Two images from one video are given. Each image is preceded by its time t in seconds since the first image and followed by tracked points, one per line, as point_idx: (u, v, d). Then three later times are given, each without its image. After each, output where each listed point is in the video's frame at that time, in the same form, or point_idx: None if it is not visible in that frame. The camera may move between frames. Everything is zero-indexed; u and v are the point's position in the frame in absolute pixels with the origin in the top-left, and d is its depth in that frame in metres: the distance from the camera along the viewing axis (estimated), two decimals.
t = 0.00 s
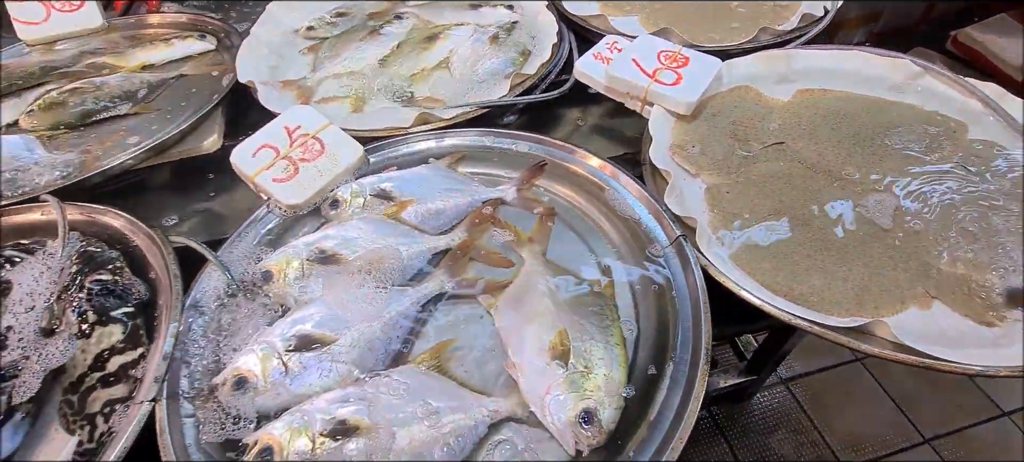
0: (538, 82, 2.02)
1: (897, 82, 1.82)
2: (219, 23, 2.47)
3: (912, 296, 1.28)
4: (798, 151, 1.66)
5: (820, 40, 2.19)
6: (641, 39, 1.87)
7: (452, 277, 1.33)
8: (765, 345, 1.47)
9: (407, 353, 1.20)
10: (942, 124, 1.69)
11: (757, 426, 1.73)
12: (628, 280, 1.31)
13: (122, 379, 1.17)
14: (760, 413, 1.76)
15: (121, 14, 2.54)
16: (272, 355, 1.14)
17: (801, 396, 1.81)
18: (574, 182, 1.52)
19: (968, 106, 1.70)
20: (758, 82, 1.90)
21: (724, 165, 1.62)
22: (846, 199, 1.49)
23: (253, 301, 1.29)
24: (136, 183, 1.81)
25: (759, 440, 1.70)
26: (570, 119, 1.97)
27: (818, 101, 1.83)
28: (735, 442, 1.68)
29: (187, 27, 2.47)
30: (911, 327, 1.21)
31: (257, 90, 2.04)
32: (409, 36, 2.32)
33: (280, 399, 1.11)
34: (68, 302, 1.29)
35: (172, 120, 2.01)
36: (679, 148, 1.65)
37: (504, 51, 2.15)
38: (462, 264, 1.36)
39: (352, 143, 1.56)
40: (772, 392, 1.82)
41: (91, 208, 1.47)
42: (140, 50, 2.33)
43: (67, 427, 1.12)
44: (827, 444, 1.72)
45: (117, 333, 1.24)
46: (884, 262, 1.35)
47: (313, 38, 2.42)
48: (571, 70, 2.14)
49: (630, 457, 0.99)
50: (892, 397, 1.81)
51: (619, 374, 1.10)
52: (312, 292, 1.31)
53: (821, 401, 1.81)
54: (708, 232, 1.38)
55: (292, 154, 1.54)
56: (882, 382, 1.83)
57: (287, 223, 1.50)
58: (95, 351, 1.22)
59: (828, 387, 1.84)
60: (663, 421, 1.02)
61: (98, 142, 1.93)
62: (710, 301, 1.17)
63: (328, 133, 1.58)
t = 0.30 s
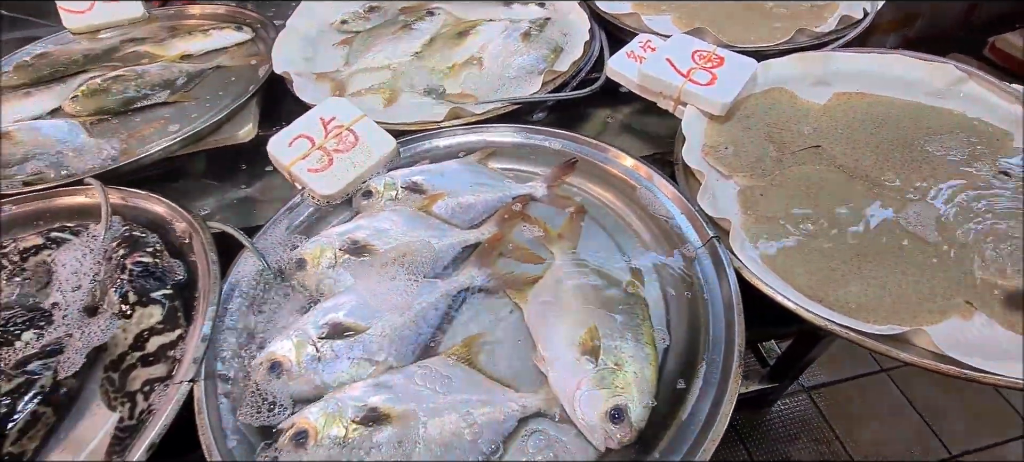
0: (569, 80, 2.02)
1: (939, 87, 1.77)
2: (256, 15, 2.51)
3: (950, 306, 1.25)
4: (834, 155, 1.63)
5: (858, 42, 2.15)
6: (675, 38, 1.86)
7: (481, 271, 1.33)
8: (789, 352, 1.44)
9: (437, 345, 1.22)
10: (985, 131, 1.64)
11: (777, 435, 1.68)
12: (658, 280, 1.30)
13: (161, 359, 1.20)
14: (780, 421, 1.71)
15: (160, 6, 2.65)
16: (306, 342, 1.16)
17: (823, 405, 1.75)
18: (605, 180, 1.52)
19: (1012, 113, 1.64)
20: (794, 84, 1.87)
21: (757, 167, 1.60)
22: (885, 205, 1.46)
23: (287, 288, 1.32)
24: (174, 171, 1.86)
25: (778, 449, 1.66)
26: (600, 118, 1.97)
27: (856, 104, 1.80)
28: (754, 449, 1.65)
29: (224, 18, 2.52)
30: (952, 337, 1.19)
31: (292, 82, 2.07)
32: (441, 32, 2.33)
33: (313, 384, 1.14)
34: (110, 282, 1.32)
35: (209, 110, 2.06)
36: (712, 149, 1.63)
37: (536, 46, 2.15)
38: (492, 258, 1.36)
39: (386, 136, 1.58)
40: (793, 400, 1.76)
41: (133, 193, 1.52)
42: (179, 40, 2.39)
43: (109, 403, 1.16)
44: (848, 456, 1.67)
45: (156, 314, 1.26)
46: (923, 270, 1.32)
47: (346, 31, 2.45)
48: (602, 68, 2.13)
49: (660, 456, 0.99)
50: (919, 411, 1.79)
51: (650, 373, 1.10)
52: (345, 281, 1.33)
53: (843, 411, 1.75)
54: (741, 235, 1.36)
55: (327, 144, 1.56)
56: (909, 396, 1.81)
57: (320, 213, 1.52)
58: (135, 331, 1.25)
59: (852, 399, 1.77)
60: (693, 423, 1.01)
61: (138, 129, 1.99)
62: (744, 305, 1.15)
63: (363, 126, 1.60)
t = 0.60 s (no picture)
0: (599, 78, 2.00)
1: (983, 93, 1.73)
2: (289, 8, 2.53)
3: (991, 319, 1.22)
4: (872, 161, 1.60)
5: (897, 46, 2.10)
6: (709, 38, 1.84)
7: (509, 267, 1.33)
8: (812, 361, 1.42)
9: (464, 339, 1.22)
10: None
11: (796, 444, 1.66)
12: (687, 282, 1.28)
13: (194, 344, 1.22)
14: (800, 430, 1.68)
15: None
16: (337, 332, 1.17)
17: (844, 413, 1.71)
18: (635, 180, 1.51)
19: None
20: (831, 87, 1.83)
21: (791, 171, 1.58)
22: (925, 214, 1.42)
23: (316, 278, 1.33)
24: (206, 160, 1.89)
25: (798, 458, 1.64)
26: (630, 117, 1.95)
27: (894, 109, 1.76)
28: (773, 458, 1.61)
29: (257, 10, 2.55)
30: (996, 351, 1.15)
31: (323, 75, 2.09)
32: (471, 28, 2.33)
33: (343, 374, 1.14)
34: (145, 267, 1.34)
35: (241, 101, 2.09)
36: (745, 152, 1.61)
37: (566, 44, 2.14)
38: (521, 254, 1.36)
39: (417, 130, 1.59)
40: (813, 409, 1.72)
41: (168, 181, 1.56)
42: (213, 31, 2.42)
43: (144, 386, 1.18)
44: None
45: (190, 300, 1.29)
46: (963, 281, 1.29)
47: (377, 25, 2.46)
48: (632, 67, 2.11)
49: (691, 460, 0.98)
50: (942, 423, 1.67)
51: (681, 376, 1.08)
52: (373, 273, 1.34)
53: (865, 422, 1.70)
54: (774, 239, 1.35)
55: (358, 137, 1.58)
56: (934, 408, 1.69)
57: (349, 205, 1.53)
58: (169, 315, 1.27)
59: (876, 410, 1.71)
60: (724, 429, 1.01)
61: (172, 119, 2.02)
62: (778, 311, 1.14)
63: (394, 119, 1.61)
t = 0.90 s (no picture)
0: (629, 78, 1.99)
1: None
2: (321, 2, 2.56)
3: None
4: (909, 169, 1.56)
5: (938, 51, 2.04)
6: (743, 40, 1.81)
7: (537, 266, 1.33)
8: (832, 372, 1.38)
9: (492, 336, 1.22)
10: None
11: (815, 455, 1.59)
12: (718, 287, 1.27)
13: (228, 330, 1.24)
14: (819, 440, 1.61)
15: None
16: (366, 323, 1.18)
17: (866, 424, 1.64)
18: (665, 181, 1.49)
19: None
20: (869, 92, 1.79)
21: (825, 177, 1.55)
22: (963, 224, 1.39)
23: (346, 270, 1.35)
24: (240, 151, 1.93)
25: None
26: (660, 119, 1.94)
27: (934, 116, 1.72)
28: None
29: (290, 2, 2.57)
30: None
31: (355, 69, 2.11)
32: (501, 25, 2.33)
33: (372, 365, 1.16)
34: (181, 254, 1.37)
35: (273, 93, 2.12)
36: (778, 156, 1.59)
37: (597, 43, 2.12)
38: (548, 253, 1.36)
39: (447, 127, 1.59)
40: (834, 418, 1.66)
41: (203, 170, 1.59)
42: (247, 24, 2.46)
43: (178, 370, 1.21)
44: None
45: (224, 287, 1.31)
46: (1005, 294, 1.25)
47: (407, 20, 2.48)
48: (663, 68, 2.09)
49: None
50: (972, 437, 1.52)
51: (711, 381, 1.07)
52: (401, 266, 1.35)
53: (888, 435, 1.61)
54: (807, 245, 1.33)
55: (389, 132, 1.58)
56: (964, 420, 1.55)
57: (380, 199, 1.55)
58: (204, 300, 1.30)
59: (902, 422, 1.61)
60: (754, 435, 1.00)
61: (207, 109, 2.06)
62: (811, 318, 1.12)
63: (424, 115, 1.61)
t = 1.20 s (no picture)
0: (666, 79, 1.98)
1: None
2: None
3: None
4: (956, 178, 1.52)
5: (988, 59, 1.98)
6: (787, 43, 1.78)
7: (572, 263, 1.33)
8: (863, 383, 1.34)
9: (526, 330, 1.23)
10: None
11: None
12: (755, 292, 1.26)
13: (268, 315, 1.28)
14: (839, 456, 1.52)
15: None
16: (403, 313, 1.20)
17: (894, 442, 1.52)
18: (703, 184, 1.48)
19: None
20: (914, 99, 1.75)
21: (868, 185, 1.52)
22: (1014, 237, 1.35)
23: (383, 261, 1.37)
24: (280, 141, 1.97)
25: None
26: (698, 120, 1.92)
27: (983, 126, 1.67)
28: None
29: None
30: None
31: (392, 63, 2.13)
32: (538, 23, 2.33)
33: (408, 355, 1.18)
34: (225, 240, 1.42)
35: (313, 85, 2.15)
36: (819, 161, 1.56)
37: (635, 42, 2.11)
38: (583, 251, 1.35)
39: (484, 123, 1.61)
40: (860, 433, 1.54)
41: (246, 158, 1.63)
42: (289, 17, 2.51)
43: (221, 351, 1.25)
44: None
45: (265, 273, 1.35)
46: None
47: (444, 16, 2.49)
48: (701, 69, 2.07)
49: None
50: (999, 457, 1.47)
51: (748, 386, 1.07)
52: (437, 259, 1.37)
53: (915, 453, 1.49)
54: (848, 253, 1.32)
55: (427, 126, 1.60)
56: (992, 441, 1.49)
57: (415, 191, 1.56)
58: (246, 285, 1.34)
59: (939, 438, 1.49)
60: (791, 443, 0.99)
61: (249, 99, 2.11)
62: (854, 328, 1.11)
63: (462, 111, 1.63)
